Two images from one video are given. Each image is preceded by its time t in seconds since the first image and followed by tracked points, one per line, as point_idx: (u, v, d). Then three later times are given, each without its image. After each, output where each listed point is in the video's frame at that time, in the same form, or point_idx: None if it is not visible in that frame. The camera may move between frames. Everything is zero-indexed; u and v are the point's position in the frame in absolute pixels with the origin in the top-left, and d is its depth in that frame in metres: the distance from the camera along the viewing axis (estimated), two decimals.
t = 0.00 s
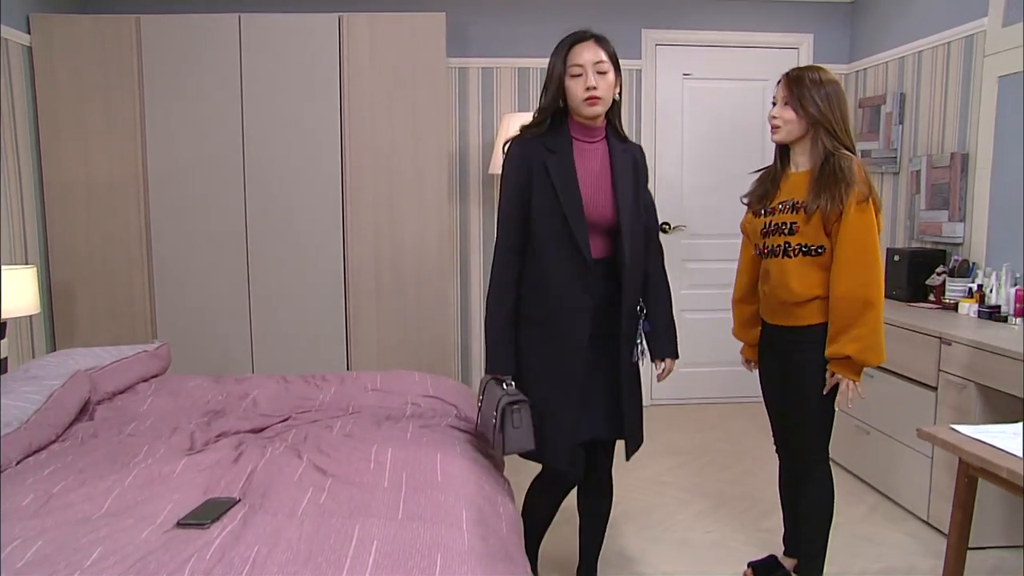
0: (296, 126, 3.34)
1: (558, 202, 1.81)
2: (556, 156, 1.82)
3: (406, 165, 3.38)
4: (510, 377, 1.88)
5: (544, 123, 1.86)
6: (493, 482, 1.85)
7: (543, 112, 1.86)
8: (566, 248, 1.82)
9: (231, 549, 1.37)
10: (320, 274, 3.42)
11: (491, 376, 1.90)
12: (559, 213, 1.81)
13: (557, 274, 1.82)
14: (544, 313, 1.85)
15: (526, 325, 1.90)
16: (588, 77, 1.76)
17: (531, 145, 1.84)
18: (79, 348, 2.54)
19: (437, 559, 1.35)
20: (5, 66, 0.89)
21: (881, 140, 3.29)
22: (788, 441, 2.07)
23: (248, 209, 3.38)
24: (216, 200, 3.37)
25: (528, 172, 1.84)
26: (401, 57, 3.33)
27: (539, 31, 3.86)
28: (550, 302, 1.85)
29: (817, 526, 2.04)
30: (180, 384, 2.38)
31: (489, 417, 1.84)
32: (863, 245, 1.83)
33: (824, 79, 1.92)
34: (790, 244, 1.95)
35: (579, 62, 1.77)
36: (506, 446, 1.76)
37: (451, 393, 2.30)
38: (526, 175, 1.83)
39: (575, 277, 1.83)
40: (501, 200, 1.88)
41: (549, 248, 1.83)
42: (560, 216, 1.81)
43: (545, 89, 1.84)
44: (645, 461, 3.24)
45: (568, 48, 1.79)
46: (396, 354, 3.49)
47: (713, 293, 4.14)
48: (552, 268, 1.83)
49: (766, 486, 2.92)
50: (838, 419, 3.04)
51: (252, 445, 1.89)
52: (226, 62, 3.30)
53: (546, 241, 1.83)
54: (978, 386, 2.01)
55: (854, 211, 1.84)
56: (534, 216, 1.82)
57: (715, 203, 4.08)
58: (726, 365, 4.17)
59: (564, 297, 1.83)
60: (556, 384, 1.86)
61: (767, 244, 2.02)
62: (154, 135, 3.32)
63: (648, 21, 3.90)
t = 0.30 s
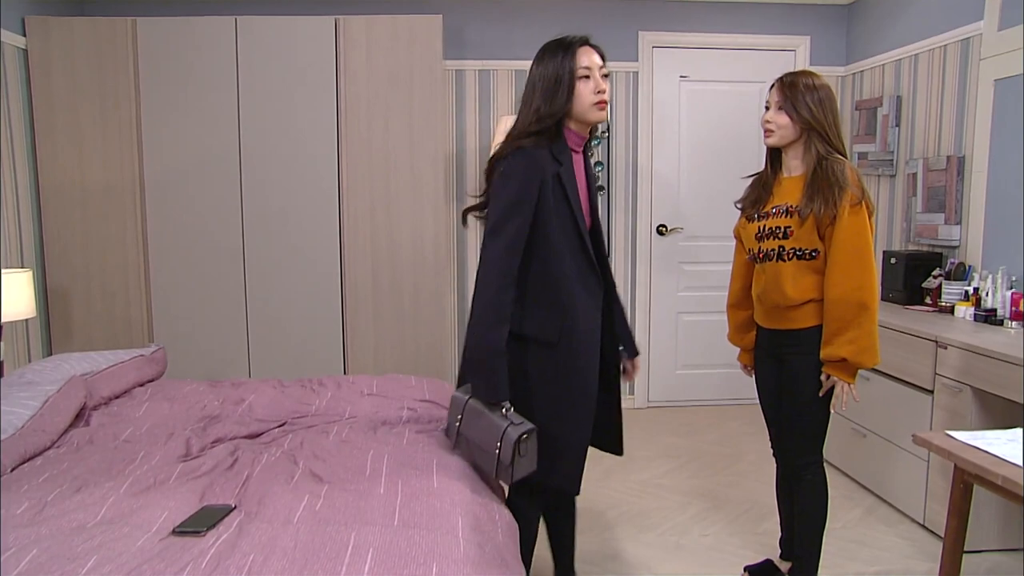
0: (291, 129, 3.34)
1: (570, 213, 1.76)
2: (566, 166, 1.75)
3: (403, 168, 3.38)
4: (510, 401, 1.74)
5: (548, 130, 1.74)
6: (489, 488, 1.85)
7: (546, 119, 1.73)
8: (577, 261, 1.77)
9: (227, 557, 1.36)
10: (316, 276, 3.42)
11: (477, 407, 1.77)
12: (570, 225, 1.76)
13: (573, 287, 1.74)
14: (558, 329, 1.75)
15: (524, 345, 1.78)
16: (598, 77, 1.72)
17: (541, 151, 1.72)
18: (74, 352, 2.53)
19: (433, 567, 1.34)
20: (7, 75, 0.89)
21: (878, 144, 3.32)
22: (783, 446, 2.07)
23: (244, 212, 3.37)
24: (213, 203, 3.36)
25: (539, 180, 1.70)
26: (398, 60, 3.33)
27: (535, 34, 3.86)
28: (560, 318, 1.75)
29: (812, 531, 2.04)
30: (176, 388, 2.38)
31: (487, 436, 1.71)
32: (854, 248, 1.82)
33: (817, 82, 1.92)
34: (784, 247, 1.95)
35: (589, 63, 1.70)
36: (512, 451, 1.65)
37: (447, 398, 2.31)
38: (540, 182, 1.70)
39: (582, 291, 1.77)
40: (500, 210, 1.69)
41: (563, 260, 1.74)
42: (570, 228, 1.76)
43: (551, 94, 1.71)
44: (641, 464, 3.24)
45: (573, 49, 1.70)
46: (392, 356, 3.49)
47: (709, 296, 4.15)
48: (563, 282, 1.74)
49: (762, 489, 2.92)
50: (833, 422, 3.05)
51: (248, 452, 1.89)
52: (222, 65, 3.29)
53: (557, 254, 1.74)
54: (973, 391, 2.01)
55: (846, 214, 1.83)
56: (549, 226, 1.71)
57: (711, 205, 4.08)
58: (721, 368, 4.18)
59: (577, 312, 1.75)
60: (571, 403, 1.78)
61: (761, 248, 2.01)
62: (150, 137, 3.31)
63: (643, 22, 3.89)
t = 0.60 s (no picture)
0: (290, 131, 3.34)
1: (538, 223, 1.56)
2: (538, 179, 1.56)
3: (401, 169, 3.38)
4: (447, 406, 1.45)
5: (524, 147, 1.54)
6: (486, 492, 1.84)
7: (523, 135, 1.54)
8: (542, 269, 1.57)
9: (225, 563, 1.36)
10: (314, 278, 3.42)
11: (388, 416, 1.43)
12: (536, 234, 1.56)
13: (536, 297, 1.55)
14: (523, 345, 1.56)
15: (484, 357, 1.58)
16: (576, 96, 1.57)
17: (518, 164, 1.51)
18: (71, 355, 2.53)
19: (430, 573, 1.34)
20: (3, 77, 0.88)
21: (875, 146, 3.33)
22: (780, 450, 2.07)
23: (242, 214, 3.37)
24: (211, 205, 3.36)
25: (513, 191, 1.50)
26: (395, 61, 3.33)
27: (534, 36, 3.86)
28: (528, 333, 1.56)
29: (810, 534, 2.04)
30: (174, 393, 2.38)
31: (411, 441, 1.39)
32: (849, 253, 1.83)
33: (811, 88, 1.92)
34: (779, 253, 1.95)
35: (567, 80, 1.55)
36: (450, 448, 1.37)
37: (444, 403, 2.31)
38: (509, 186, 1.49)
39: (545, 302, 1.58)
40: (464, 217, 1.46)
41: (528, 267, 1.54)
42: (536, 232, 1.56)
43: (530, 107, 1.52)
44: (640, 467, 3.24)
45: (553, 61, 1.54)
46: (391, 357, 3.48)
47: (708, 297, 4.15)
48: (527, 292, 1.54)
49: (760, 492, 2.93)
50: (830, 425, 3.05)
51: (246, 457, 1.89)
52: (220, 66, 3.29)
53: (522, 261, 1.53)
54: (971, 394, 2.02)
55: (841, 220, 1.84)
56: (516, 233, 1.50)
57: (710, 207, 4.08)
58: (719, 369, 4.18)
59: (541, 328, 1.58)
60: (531, 428, 1.61)
61: (756, 253, 2.02)
62: (149, 139, 3.30)
63: (642, 24, 3.89)
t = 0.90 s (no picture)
0: (290, 132, 3.34)
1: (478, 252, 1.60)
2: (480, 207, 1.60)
3: (400, 170, 3.38)
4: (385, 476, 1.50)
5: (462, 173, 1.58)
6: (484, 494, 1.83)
7: (463, 162, 1.58)
8: (483, 294, 1.63)
9: (223, 565, 1.35)
10: (313, 279, 3.42)
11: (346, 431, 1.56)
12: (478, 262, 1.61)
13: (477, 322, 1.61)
14: (463, 368, 1.63)
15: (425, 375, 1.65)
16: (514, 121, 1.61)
17: (456, 193, 1.55)
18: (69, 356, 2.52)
19: None
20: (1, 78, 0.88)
21: (878, 147, 3.28)
22: (777, 452, 2.07)
23: (241, 215, 3.37)
24: (210, 205, 3.36)
25: (453, 220, 1.55)
26: (394, 62, 3.33)
27: (533, 37, 3.86)
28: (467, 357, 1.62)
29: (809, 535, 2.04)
30: (174, 395, 2.38)
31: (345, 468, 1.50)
32: (843, 257, 1.84)
33: (805, 90, 1.92)
34: (774, 256, 1.95)
35: (506, 107, 1.60)
36: (387, 495, 1.48)
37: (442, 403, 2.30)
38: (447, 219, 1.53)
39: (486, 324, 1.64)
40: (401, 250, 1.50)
41: (466, 295, 1.60)
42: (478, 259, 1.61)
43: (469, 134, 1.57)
44: (639, 468, 3.24)
45: (494, 90, 1.59)
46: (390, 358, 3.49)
47: (707, 298, 4.15)
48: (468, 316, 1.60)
49: (759, 493, 2.93)
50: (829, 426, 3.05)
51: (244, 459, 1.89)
52: (219, 67, 3.29)
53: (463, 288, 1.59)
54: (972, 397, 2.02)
55: (835, 222, 1.84)
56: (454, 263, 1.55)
57: (709, 208, 4.08)
58: (719, 369, 4.18)
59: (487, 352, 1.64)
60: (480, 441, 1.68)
61: (752, 256, 2.02)
62: (148, 140, 3.30)
63: (642, 24, 3.89)
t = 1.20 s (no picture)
0: (289, 131, 3.33)
1: (382, 361, 1.62)
2: (386, 311, 1.61)
3: (399, 169, 3.38)
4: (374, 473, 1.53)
5: (363, 280, 1.57)
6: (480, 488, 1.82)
7: (358, 273, 1.55)
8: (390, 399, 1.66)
9: (221, 560, 1.35)
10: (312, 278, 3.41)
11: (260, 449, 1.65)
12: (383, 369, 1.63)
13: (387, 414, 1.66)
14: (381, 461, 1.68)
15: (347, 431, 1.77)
16: (408, 225, 1.57)
17: (351, 307, 1.56)
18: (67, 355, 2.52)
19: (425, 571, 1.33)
20: None
21: (874, 146, 3.32)
22: (776, 450, 2.06)
23: (240, 214, 3.37)
24: (209, 204, 3.36)
25: (347, 336, 1.59)
26: (393, 61, 3.33)
27: (533, 36, 3.85)
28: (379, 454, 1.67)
29: (808, 534, 2.04)
30: (172, 393, 2.38)
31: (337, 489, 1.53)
32: (839, 257, 1.83)
33: (800, 90, 1.91)
34: (770, 254, 1.95)
35: (398, 209, 1.56)
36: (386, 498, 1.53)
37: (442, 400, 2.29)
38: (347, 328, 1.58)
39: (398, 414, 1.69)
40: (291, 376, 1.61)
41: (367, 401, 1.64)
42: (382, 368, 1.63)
43: (357, 240, 1.54)
44: (638, 467, 3.24)
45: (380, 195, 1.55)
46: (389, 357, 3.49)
47: (706, 297, 4.15)
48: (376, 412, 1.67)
49: (758, 493, 2.92)
50: (829, 425, 3.04)
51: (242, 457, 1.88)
52: (218, 66, 3.29)
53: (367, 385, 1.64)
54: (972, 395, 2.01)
55: (830, 223, 1.84)
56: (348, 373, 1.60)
57: (708, 207, 4.08)
58: (719, 368, 4.18)
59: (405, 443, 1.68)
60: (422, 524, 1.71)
61: (748, 255, 2.01)
62: (146, 139, 3.30)
63: (641, 23, 3.89)
